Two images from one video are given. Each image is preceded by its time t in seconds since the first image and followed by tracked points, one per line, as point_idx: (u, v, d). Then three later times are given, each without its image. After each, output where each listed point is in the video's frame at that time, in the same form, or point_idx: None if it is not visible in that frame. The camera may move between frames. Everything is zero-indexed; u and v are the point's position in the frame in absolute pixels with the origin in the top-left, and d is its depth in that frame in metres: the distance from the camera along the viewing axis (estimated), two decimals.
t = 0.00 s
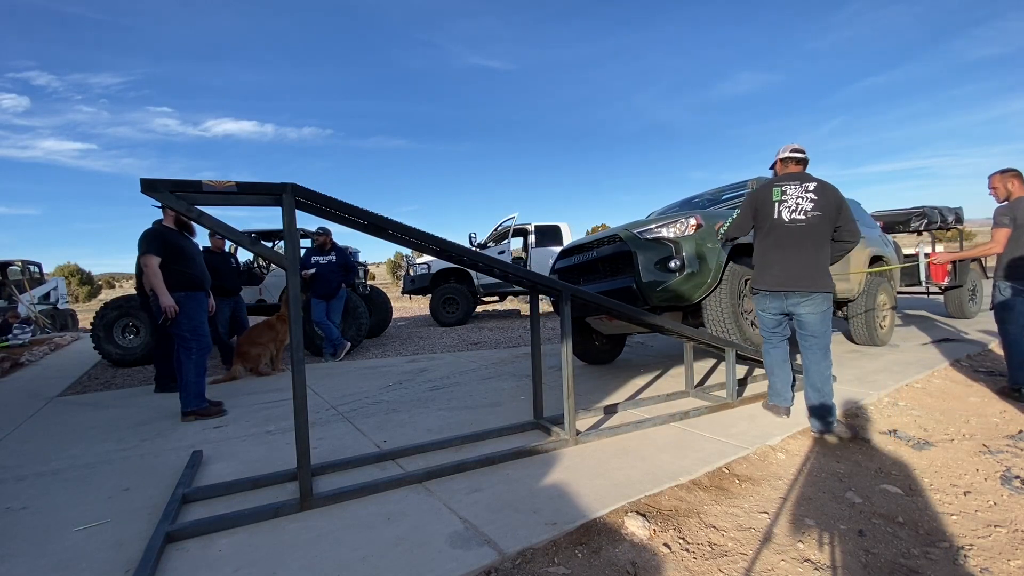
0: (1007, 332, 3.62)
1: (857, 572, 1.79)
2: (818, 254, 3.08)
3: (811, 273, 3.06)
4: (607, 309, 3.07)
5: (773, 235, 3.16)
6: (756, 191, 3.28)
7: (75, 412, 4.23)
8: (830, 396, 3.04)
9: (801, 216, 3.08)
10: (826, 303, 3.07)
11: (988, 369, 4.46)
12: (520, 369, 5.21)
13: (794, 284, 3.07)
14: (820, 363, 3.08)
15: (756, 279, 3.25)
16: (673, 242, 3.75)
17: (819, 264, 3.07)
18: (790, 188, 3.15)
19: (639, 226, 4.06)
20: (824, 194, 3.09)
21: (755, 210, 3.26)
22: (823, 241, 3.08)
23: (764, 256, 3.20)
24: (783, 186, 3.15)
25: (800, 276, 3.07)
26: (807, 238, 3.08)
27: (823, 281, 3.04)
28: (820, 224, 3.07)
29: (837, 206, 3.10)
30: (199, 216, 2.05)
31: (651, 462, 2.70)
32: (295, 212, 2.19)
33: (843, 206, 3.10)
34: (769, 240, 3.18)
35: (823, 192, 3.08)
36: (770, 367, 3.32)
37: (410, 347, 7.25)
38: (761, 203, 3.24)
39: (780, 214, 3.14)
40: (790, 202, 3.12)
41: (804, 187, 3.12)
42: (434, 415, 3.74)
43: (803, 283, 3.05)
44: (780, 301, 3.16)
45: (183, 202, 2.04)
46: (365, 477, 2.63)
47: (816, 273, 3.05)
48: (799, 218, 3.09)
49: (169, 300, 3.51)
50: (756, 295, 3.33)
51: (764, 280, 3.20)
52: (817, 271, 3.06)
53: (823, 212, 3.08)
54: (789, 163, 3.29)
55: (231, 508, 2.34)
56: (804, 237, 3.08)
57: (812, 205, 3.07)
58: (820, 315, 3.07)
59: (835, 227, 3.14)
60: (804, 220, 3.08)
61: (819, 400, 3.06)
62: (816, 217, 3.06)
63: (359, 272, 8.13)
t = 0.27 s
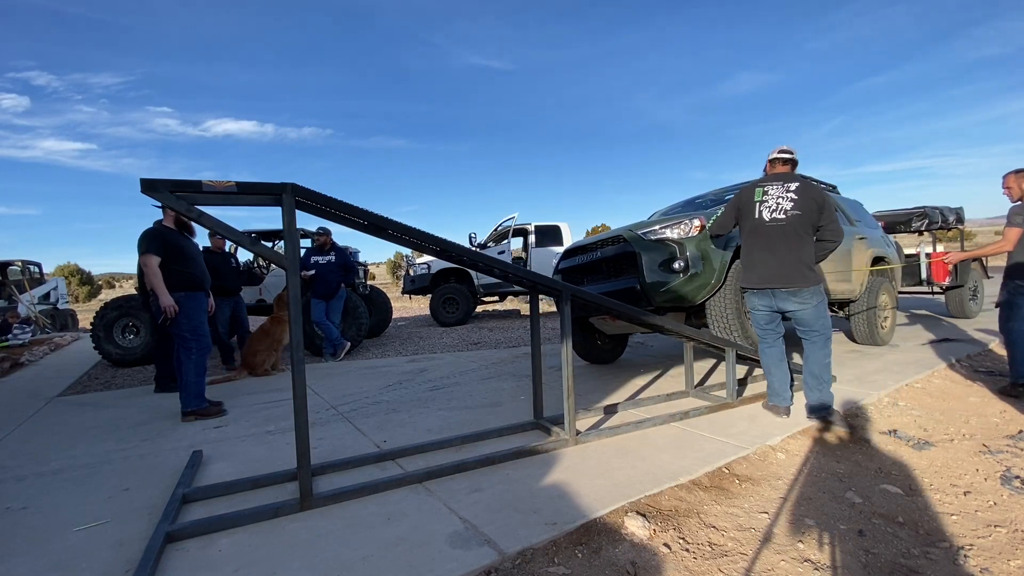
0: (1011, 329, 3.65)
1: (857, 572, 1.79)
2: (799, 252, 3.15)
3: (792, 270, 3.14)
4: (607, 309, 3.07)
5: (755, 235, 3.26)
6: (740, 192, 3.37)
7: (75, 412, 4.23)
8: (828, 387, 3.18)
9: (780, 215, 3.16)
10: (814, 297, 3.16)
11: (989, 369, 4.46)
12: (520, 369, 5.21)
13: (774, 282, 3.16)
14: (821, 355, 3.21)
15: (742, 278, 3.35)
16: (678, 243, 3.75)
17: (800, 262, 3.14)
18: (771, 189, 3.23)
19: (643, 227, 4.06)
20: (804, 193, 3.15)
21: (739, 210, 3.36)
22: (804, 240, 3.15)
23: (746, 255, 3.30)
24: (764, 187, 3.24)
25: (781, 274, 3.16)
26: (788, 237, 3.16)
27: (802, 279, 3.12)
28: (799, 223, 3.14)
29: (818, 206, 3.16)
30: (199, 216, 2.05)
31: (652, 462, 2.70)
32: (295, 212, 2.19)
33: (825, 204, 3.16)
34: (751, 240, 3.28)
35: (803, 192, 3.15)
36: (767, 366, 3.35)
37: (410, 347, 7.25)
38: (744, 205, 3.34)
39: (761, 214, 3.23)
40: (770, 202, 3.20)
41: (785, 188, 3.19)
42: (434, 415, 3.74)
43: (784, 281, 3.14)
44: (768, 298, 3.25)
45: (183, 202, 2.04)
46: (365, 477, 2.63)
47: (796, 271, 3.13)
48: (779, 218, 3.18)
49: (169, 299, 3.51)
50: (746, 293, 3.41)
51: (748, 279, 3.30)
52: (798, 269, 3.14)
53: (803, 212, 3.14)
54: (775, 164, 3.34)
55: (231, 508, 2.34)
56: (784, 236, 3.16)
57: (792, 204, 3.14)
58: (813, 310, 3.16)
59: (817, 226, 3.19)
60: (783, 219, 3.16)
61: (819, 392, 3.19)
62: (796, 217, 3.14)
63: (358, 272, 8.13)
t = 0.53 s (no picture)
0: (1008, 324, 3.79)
1: (857, 572, 1.79)
2: (794, 250, 3.16)
3: (787, 267, 3.15)
4: (607, 309, 3.07)
5: (750, 233, 3.29)
6: (738, 192, 3.43)
7: (75, 412, 4.23)
8: (822, 383, 3.30)
9: (774, 213, 3.20)
10: (813, 293, 3.19)
11: (988, 368, 4.47)
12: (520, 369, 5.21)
13: (767, 279, 3.19)
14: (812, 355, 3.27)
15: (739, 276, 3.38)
16: (679, 244, 3.75)
17: (796, 259, 3.15)
18: (766, 188, 3.27)
19: (645, 228, 4.06)
20: (799, 192, 3.17)
21: (736, 209, 3.41)
22: (799, 237, 3.16)
23: (743, 253, 3.34)
24: (759, 186, 3.28)
25: (775, 271, 3.17)
26: (783, 234, 3.17)
27: (796, 276, 3.14)
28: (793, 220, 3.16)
29: (813, 204, 3.17)
30: (199, 216, 2.05)
31: (651, 462, 2.70)
32: (295, 212, 2.19)
33: (821, 202, 3.17)
34: (747, 238, 3.31)
35: (798, 191, 3.17)
36: (768, 367, 3.35)
37: (410, 347, 7.25)
38: (740, 204, 3.38)
39: (756, 213, 3.27)
40: (765, 201, 3.24)
41: (780, 186, 3.23)
42: (434, 414, 3.74)
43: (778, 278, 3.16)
44: (767, 296, 3.27)
45: (183, 202, 2.04)
46: (365, 477, 2.64)
47: (789, 268, 3.15)
48: (773, 216, 3.21)
49: (169, 299, 3.51)
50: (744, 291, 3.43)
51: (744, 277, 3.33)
52: (793, 266, 3.15)
53: (797, 210, 3.17)
54: (773, 164, 3.37)
55: (231, 509, 2.34)
56: (779, 233, 3.18)
57: (786, 203, 3.17)
58: (808, 308, 3.19)
59: (813, 224, 3.20)
60: (777, 218, 3.19)
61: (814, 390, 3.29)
62: (790, 215, 3.16)
63: (358, 272, 8.14)
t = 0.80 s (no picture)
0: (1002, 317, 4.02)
1: (857, 572, 1.79)
2: (803, 251, 3.17)
3: (796, 268, 3.15)
4: (607, 309, 3.06)
5: (759, 233, 3.29)
6: (745, 191, 3.41)
7: (76, 412, 4.23)
8: (819, 384, 3.31)
9: (784, 214, 3.19)
10: (816, 294, 3.19)
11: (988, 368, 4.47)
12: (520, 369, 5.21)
13: (776, 279, 3.18)
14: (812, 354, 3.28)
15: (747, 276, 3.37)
16: (680, 245, 3.75)
17: (805, 260, 3.16)
18: (776, 188, 3.26)
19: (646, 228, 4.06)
20: (809, 192, 3.18)
21: (744, 209, 3.39)
22: (808, 238, 3.17)
23: (750, 253, 3.33)
24: (768, 186, 3.28)
25: (785, 271, 3.17)
26: (792, 235, 3.18)
27: (805, 276, 3.14)
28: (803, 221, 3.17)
29: (822, 205, 3.18)
30: (199, 215, 2.05)
31: (651, 462, 2.70)
32: (295, 212, 2.19)
33: (829, 203, 3.18)
34: (756, 238, 3.30)
35: (807, 192, 3.18)
36: (770, 366, 3.34)
37: (410, 347, 7.25)
38: (749, 204, 3.37)
39: (765, 213, 3.26)
40: (775, 201, 3.24)
41: (790, 187, 3.23)
42: (434, 414, 3.74)
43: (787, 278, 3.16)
44: (773, 296, 3.26)
45: (183, 202, 2.03)
46: (365, 477, 2.63)
47: (799, 269, 3.15)
48: (782, 216, 3.21)
49: (169, 299, 3.52)
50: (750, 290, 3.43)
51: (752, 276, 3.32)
52: (803, 267, 3.15)
53: (806, 210, 3.17)
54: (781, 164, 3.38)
55: (231, 509, 2.34)
56: (788, 234, 3.18)
57: (796, 203, 3.17)
58: (812, 307, 3.20)
59: (821, 225, 3.21)
60: (787, 218, 3.19)
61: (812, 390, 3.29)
62: (799, 215, 3.16)
63: (358, 272, 8.15)
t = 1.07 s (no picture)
0: (999, 317, 4.19)
1: (857, 572, 1.79)
2: (814, 250, 3.18)
3: (809, 267, 3.16)
4: (607, 309, 3.06)
5: (770, 232, 3.28)
6: (755, 191, 3.41)
7: (76, 412, 4.23)
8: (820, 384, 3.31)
9: (795, 213, 3.20)
10: (826, 293, 3.21)
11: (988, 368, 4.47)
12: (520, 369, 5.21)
13: (788, 278, 3.19)
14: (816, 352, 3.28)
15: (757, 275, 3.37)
16: (685, 247, 3.77)
17: (816, 259, 3.17)
18: (787, 187, 3.26)
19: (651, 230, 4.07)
20: (821, 192, 3.19)
21: (754, 208, 3.38)
22: (819, 237, 3.18)
23: (761, 252, 3.34)
24: (779, 185, 3.28)
25: (798, 271, 3.18)
26: (804, 234, 3.18)
27: (817, 275, 3.16)
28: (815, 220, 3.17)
29: (833, 204, 3.19)
30: (199, 216, 2.05)
31: (651, 462, 2.70)
32: (295, 212, 2.19)
33: (840, 202, 3.19)
34: (767, 237, 3.30)
35: (817, 191, 3.19)
36: (773, 364, 3.33)
37: (410, 347, 7.25)
38: (760, 202, 3.36)
39: (777, 212, 3.26)
40: (786, 200, 3.24)
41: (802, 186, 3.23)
42: (434, 414, 3.74)
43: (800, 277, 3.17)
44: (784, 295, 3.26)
45: (183, 202, 2.04)
46: (365, 477, 2.63)
47: (810, 268, 3.16)
48: (793, 216, 3.21)
49: (169, 299, 3.52)
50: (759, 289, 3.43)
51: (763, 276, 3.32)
52: (815, 266, 3.16)
53: (817, 210, 3.18)
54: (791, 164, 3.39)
55: (230, 509, 2.34)
56: (801, 233, 3.19)
57: (808, 202, 3.17)
58: (819, 306, 3.20)
59: (831, 224, 3.23)
60: (799, 218, 3.19)
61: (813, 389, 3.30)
62: (810, 215, 3.17)
63: (358, 272, 8.15)
